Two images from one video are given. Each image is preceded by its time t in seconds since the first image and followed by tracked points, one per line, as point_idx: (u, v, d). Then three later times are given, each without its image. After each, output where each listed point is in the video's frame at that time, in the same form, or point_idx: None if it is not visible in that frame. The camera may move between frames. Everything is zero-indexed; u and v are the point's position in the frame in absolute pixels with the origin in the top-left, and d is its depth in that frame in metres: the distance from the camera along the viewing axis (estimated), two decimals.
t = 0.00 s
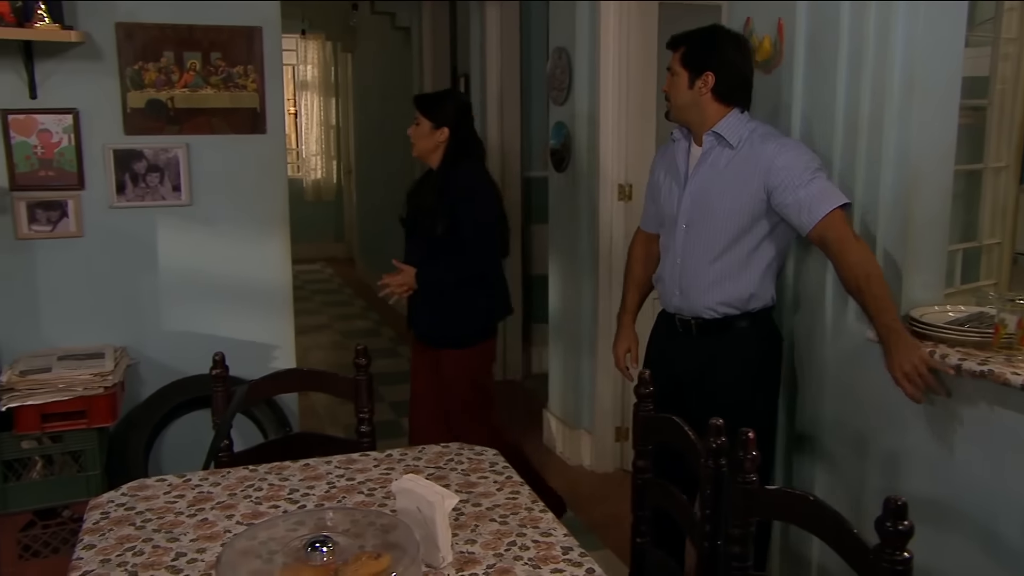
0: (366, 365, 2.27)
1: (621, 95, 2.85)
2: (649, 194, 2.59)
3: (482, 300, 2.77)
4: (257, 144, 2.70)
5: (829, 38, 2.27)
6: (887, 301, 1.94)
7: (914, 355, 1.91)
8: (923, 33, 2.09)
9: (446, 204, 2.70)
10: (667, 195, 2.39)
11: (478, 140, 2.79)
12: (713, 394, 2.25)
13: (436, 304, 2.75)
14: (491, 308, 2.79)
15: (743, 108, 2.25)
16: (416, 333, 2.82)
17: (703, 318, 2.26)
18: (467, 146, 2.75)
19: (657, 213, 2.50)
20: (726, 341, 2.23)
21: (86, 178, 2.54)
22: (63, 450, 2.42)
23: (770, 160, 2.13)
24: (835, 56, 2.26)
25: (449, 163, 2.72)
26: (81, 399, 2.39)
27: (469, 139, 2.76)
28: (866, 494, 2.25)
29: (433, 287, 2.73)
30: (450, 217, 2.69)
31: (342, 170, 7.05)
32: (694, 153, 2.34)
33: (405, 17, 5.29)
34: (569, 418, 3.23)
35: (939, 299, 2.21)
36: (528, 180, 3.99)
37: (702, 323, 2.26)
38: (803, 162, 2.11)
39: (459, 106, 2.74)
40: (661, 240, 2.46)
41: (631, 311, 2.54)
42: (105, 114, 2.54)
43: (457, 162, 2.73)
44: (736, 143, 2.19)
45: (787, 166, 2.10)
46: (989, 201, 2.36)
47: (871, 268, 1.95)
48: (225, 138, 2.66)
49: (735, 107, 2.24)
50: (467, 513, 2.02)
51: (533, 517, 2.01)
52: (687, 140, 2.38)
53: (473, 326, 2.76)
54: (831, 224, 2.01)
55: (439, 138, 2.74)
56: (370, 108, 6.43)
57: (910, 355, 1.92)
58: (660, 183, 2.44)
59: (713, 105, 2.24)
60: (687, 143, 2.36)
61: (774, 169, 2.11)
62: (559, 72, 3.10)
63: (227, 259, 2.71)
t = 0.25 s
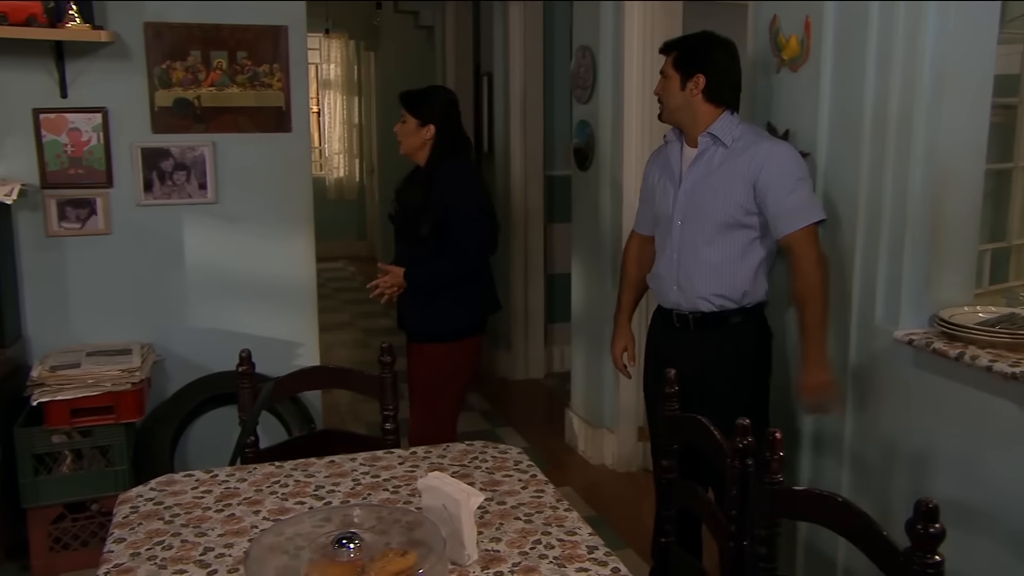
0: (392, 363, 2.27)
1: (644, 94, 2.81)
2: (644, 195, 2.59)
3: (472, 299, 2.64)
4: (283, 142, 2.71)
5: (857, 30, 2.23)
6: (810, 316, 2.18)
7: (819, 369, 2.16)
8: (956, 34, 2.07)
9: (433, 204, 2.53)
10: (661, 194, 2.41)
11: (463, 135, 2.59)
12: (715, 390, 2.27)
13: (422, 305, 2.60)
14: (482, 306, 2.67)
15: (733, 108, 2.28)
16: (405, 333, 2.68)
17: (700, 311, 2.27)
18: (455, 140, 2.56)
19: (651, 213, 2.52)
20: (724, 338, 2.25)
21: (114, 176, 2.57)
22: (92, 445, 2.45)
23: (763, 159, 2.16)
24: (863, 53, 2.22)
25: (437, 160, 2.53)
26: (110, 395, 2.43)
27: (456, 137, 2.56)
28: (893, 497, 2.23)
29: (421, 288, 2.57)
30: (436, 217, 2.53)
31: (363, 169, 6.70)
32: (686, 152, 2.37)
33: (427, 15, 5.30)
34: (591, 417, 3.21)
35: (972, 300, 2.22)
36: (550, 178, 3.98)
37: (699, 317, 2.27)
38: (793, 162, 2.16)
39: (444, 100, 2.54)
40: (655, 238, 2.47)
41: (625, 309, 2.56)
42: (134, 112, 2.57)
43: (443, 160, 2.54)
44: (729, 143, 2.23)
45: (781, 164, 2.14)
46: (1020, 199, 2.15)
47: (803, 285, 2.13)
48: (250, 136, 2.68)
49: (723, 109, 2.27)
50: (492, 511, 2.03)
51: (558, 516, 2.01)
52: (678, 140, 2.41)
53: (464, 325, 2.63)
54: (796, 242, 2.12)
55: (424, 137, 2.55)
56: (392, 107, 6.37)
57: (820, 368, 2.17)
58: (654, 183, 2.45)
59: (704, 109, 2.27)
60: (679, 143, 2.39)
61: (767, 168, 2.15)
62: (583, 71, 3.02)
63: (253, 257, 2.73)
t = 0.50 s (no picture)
0: (415, 362, 2.28)
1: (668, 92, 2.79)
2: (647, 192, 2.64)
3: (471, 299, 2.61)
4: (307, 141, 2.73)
5: (886, 28, 2.21)
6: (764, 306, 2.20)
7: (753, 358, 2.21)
8: (987, 32, 2.04)
9: (428, 205, 2.50)
10: (664, 192, 2.45)
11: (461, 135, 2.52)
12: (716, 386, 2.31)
13: (422, 305, 2.59)
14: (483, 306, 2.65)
15: (733, 109, 2.32)
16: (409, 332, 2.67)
17: (703, 303, 2.32)
18: (450, 142, 2.48)
19: (653, 210, 2.56)
20: (727, 329, 2.30)
21: (141, 176, 2.60)
22: (118, 441, 2.49)
23: (761, 158, 2.20)
24: (891, 52, 2.20)
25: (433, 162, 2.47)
26: (137, 392, 2.45)
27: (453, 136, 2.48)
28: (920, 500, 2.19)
29: (420, 289, 2.56)
30: (430, 217, 2.51)
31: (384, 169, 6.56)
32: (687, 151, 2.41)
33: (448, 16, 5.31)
34: (613, 417, 3.19)
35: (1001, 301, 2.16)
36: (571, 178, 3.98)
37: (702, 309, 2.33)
38: (792, 161, 2.19)
39: (444, 100, 2.46)
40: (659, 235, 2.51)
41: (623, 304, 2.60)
42: (161, 112, 2.59)
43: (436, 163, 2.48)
44: (729, 142, 2.27)
45: (779, 163, 2.17)
46: None
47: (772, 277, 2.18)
48: (275, 136, 2.69)
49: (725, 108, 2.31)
50: (516, 511, 2.03)
51: (582, 516, 2.01)
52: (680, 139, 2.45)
53: (463, 326, 2.62)
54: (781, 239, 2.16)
55: (421, 138, 2.47)
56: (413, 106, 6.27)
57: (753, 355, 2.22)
58: (657, 181, 2.49)
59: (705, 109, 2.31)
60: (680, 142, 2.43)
61: (765, 167, 2.18)
62: (607, 71, 2.99)
63: (277, 256, 2.75)
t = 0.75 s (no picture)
0: (445, 362, 2.29)
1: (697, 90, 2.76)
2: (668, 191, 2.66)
3: (459, 310, 2.56)
4: (337, 141, 2.74)
5: (922, 24, 2.17)
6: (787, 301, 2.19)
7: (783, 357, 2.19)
8: None
9: (413, 211, 2.48)
10: (679, 191, 2.47)
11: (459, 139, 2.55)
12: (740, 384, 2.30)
13: (412, 312, 2.56)
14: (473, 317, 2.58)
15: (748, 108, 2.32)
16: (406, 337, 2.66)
17: (716, 299, 2.32)
18: (443, 145, 2.50)
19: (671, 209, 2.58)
20: (758, 330, 2.28)
21: (173, 175, 2.63)
22: (150, 438, 2.52)
23: (769, 152, 2.19)
24: (929, 51, 2.16)
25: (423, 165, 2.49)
26: (169, 389, 2.48)
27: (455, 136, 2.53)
28: (954, 507, 2.15)
29: (407, 296, 2.54)
30: (414, 224, 2.48)
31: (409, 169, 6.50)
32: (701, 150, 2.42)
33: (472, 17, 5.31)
34: (640, 418, 3.17)
35: None
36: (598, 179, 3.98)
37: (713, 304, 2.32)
38: (800, 155, 2.18)
39: (444, 105, 2.51)
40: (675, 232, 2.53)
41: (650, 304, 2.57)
42: (194, 112, 2.62)
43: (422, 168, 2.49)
44: (739, 139, 2.28)
45: (786, 157, 2.17)
46: None
47: (791, 275, 2.17)
48: (305, 136, 2.71)
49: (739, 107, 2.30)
50: (546, 511, 2.04)
51: (613, 517, 2.01)
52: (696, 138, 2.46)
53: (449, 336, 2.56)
54: (794, 233, 2.15)
55: (415, 141, 2.54)
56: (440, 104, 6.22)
57: (784, 354, 2.19)
58: (674, 180, 2.51)
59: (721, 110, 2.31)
60: (695, 141, 2.44)
61: (773, 162, 2.18)
62: (636, 71, 2.98)
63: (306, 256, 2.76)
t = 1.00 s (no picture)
0: (472, 362, 2.28)
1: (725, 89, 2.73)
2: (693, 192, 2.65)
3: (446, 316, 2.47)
4: (363, 140, 2.74)
5: (957, 22, 2.13)
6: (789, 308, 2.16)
7: (788, 356, 2.16)
8: None
9: (400, 214, 2.37)
10: (696, 192, 2.47)
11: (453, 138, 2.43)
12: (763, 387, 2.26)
13: (398, 315, 2.48)
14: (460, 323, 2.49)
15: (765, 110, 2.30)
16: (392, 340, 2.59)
17: (725, 299, 2.30)
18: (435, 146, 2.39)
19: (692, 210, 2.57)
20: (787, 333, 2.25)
21: (201, 175, 2.64)
22: (177, 436, 2.53)
23: (776, 152, 2.17)
24: (963, 51, 2.11)
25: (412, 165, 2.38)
26: (196, 388, 2.50)
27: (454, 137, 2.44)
28: (988, 514, 2.10)
29: (393, 301, 2.44)
30: (401, 228, 2.38)
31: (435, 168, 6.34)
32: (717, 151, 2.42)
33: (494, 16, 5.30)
34: (664, 420, 3.15)
35: None
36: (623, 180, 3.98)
37: (722, 303, 2.31)
38: (809, 154, 2.15)
39: (439, 103, 2.40)
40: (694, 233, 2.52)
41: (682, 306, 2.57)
42: (222, 112, 2.64)
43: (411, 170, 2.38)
44: (750, 140, 2.26)
45: (794, 157, 2.14)
46: None
47: (798, 280, 2.13)
48: (330, 135, 2.71)
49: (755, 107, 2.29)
50: (573, 513, 2.03)
51: (640, 520, 1.99)
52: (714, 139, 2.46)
53: (433, 342, 2.48)
54: (802, 232, 2.12)
55: (407, 141, 2.43)
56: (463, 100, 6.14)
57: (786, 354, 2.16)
58: (694, 181, 2.51)
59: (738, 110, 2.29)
60: (712, 142, 2.44)
61: (780, 162, 2.15)
62: (663, 71, 2.96)
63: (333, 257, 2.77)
